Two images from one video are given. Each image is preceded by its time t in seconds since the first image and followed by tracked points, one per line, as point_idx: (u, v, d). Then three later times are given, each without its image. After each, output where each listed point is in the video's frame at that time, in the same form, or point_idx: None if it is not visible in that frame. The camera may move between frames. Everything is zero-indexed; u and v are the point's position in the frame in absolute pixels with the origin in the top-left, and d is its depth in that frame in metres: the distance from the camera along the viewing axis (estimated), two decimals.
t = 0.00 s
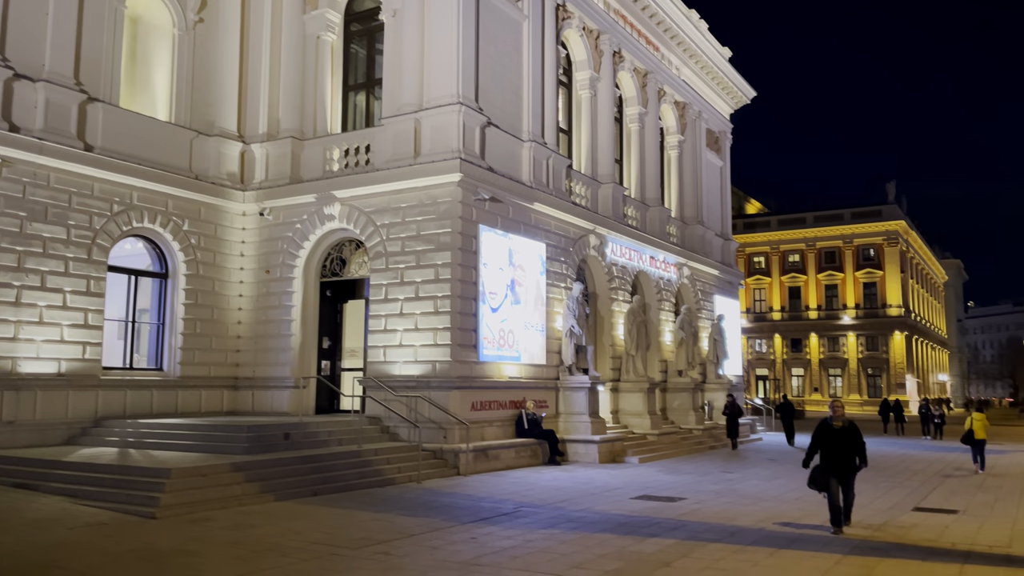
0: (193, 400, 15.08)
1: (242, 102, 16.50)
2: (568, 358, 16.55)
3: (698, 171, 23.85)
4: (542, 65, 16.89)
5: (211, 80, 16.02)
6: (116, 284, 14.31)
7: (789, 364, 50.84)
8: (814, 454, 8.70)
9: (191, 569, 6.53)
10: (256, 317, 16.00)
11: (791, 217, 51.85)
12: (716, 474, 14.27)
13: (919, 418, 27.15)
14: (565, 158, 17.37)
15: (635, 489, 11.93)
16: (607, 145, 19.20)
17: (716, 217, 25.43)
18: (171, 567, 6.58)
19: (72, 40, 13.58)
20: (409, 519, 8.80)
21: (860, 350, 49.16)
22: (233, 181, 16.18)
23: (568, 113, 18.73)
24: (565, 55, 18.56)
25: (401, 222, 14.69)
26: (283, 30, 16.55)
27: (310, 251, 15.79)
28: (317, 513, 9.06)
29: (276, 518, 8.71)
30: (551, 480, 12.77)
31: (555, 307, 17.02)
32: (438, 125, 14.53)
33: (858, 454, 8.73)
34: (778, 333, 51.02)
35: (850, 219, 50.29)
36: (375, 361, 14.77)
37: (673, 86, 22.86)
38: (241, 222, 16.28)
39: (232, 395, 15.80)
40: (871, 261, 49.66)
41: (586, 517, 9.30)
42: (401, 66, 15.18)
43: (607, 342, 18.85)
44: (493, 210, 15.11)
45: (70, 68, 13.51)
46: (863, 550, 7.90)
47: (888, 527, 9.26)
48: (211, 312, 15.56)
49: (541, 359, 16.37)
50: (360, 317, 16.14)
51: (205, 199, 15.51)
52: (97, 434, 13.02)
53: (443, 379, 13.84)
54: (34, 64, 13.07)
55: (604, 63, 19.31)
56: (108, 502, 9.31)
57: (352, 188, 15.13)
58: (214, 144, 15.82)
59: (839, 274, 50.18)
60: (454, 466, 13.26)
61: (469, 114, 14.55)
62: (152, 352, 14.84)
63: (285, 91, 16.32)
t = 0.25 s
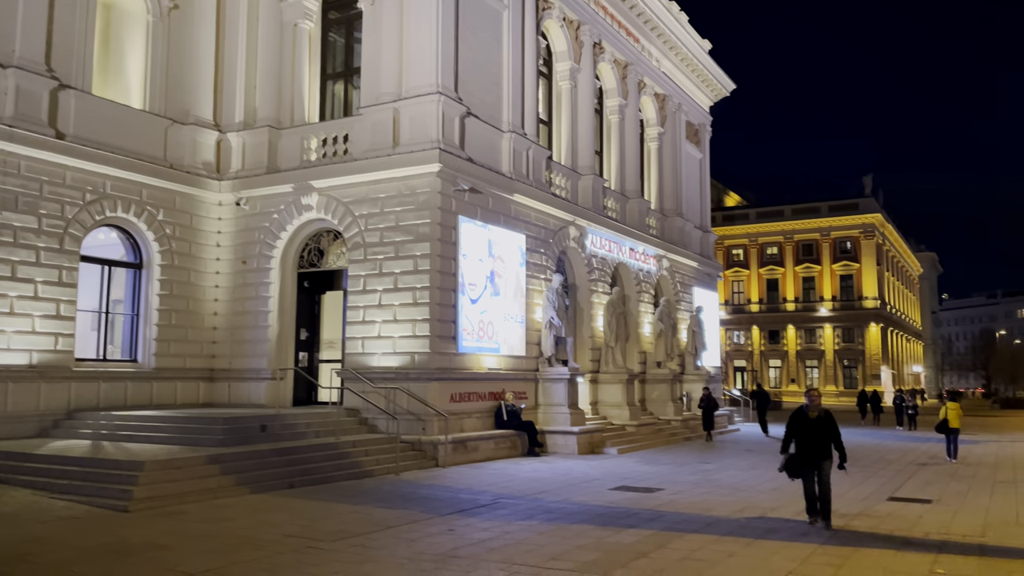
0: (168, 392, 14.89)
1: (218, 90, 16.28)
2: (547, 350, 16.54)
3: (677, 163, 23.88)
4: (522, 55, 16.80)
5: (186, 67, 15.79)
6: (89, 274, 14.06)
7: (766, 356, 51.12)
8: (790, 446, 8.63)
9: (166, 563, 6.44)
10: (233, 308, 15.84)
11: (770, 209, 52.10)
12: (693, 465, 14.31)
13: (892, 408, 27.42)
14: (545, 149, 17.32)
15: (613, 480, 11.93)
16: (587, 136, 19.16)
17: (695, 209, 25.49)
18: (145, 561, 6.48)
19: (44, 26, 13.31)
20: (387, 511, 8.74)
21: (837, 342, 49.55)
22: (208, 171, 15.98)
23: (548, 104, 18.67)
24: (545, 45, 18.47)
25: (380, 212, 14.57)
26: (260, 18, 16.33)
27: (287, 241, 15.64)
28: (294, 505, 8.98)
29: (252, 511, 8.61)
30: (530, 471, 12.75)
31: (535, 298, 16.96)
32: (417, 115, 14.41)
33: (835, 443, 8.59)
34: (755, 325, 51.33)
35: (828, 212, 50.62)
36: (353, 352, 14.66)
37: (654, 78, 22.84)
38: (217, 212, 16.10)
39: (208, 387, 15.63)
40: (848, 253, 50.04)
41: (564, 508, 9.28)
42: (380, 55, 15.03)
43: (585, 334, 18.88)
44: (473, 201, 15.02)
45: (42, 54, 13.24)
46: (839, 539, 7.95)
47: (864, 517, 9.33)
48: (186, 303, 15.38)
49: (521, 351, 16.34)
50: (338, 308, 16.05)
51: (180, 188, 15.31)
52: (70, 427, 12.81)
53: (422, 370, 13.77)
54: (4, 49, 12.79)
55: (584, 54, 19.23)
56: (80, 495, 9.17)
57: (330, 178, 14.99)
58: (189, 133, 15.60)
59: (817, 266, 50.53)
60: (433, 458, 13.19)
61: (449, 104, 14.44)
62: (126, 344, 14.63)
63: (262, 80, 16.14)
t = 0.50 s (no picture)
0: (140, 384, 14.67)
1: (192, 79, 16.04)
2: (525, 342, 16.48)
3: (656, 156, 23.87)
4: (500, 45, 16.67)
5: (159, 55, 15.52)
6: (59, 265, 13.77)
7: (742, 348, 51.34)
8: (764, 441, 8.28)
9: (132, 559, 6.30)
10: (206, 300, 15.64)
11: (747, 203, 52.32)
12: (670, 456, 14.31)
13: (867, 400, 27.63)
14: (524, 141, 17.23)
15: (590, 472, 11.89)
16: (565, 128, 19.09)
17: (673, 201, 25.50)
18: (111, 557, 6.34)
19: (11, 10, 12.99)
20: (361, 505, 8.63)
21: (813, 334, 49.90)
22: (181, 160, 15.74)
23: (526, 95, 18.58)
24: (523, 36, 18.35)
25: (356, 203, 14.40)
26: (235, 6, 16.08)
27: (262, 232, 15.44)
28: (267, 499, 8.86)
29: (223, 506, 8.47)
30: (507, 464, 12.67)
31: (513, 291, 16.88)
32: (394, 104, 14.25)
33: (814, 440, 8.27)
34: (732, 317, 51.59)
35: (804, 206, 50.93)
36: (329, 345, 14.51)
37: (632, 70, 22.79)
38: (191, 202, 15.87)
39: (181, 379, 15.42)
40: (824, 246, 50.36)
41: (541, 501, 9.22)
42: (356, 44, 14.84)
43: (564, 326, 18.88)
44: (451, 192, 14.89)
45: (9, 39, 12.93)
46: (815, 531, 7.93)
47: (838, 508, 9.34)
48: (159, 295, 15.15)
49: (499, 343, 16.25)
50: (314, 301, 15.82)
51: (152, 177, 15.07)
52: (39, 420, 12.56)
53: (399, 362, 13.64)
54: None
55: (563, 45, 19.12)
56: (48, 490, 8.98)
57: (305, 168, 14.81)
58: (162, 122, 15.34)
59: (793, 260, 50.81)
60: (409, 451, 13.07)
61: (426, 94, 14.29)
62: (97, 336, 14.37)
63: (236, 68, 15.91)
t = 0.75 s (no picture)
0: (108, 377, 14.40)
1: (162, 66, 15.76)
2: (501, 335, 16.41)
3: (633, 149, 23.84)
4: (476, 35, 16.53)
5: (128, 42, 15.20)
6: (24, 255, 13.48)
7: (719, 341, 51.57)
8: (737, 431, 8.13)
9: (95, 555, 6.13)
10: (177, 292, 15.40)
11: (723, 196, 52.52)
12: (646, 449, 14.29)
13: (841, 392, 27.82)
14: (500, 132, 17.11)
15: (565, 464, 11.83)
16: (542, 119, 19.00)
17: (650, 194, 25.48)
18: (73, 553, 6.17)
19: None
20: (333, 499, 8.50)
21: (787, 327, 50.21)
22: (151, 149, 15.47)
23: (503, 85, 18.46)
24: (500, 26, 18.20)
25: (330, 193, 14.21)
26: None
27: (233, 223, 15.22)
28: (236, 493, 8.70)
29: (192, 500, 8.31)
30: (482, 456, 12.58)
31: (489, 283, 16.78)
32: (368, 93, 14.07)
33: (786, 432, 8.12)
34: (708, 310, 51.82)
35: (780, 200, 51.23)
36: (302, 337, 14.33)
37: (610, 62, 22.71)
38: (160, 192, 15.61)
39: (150, 372, 15.17)
40: (799, 240, 50.66)
41: (514, 494, 9.14)
42: (330, 32, 14.63)
43: (540, 318, 18.90)
44: (426, 183, 14.73)
45: None
46: (788, 523, 7.91)
47: (812, 499, 9.34)
48: (127, 286, 14.88)
49: (475, 336, 16.13)
50: (287, 292, 15.59)
51: (121, 166, 14.78)
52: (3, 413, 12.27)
53: (373, 355, 13.50)
54: None
55: (541, 36, 18.99)
56: (10, 485, 8.77)
57: (278, 158, 14.59)
58: (130, 109, 15.05)
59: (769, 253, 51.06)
60: (383, 444, 12.93)
61: (401, 83, 14.12)
62: (64, 328, 14.08)
63: (208, 55, 15.66)
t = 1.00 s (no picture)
0: (73, 371, 14.09)
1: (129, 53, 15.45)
2: (475, 328, 16.30)
3: (608, 142, 23.77)
4: (450, 25, 16.36)
5: (94, 28, 14.89)
6: None
7: (693, 334, 51.79)
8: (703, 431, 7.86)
9: (50, 554, 5.94)
10: (144, 284, 15.12)
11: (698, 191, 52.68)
12: (620, 442, 14.25)
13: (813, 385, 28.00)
14: (475, 123, 16.97)
15: (538, 458, 11.74)
16: (517, 111, 18.87)
17: (626, 187, 25.43)
18: (28, 552, 5.98)
19: None
20: (301, 494, 8.34)
21: (762, 321, 50.52)
22: (117, 138, 15.17)
23: (478, 77, 18.30)
24: (475, 16, 18.04)
25: (300, 183, 13.99)
26: None
27: (202, 213, 14.95)
28: (200, 489, 8.51)
29: (155, 496, 8.11)
30: (455, 450, 12.45)
31: (463, 276, 16.65)
32: (340, 83, 13.87)
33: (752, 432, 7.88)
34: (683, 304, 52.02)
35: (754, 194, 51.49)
36: (272, 330, 14.12)
37: (586, 54, 22.61)
38: (127, 181, 15.31)
39: (117, 366, 14.88)
40: (774, 235, 50.94)
41: (485, 488, 9.02)
42: (301, 20, 14.40)
43: (516, 311, 18.82)
44: (399, 174, 14.55)
45: None
46: (760, 515, 7.86)
47: (784, 492, 9.31)
48: (92, 278, 14.57)
49: (449, 329, 15.99)
50: (256, 284, 15.40)
51: (85, 156, 14.47)
52: None
53: (344, 348, 13.33)
54: None
55: (516, 27, 18.84)
56: None
57: (248, 148, 14.36)
58: (96, 97, 14.73)
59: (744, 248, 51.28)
60: (355, 439, 12.77)
61: (373, 72, 13.93)
62: (27, 320, 13.71)
63: (176, 43, 15.37)
